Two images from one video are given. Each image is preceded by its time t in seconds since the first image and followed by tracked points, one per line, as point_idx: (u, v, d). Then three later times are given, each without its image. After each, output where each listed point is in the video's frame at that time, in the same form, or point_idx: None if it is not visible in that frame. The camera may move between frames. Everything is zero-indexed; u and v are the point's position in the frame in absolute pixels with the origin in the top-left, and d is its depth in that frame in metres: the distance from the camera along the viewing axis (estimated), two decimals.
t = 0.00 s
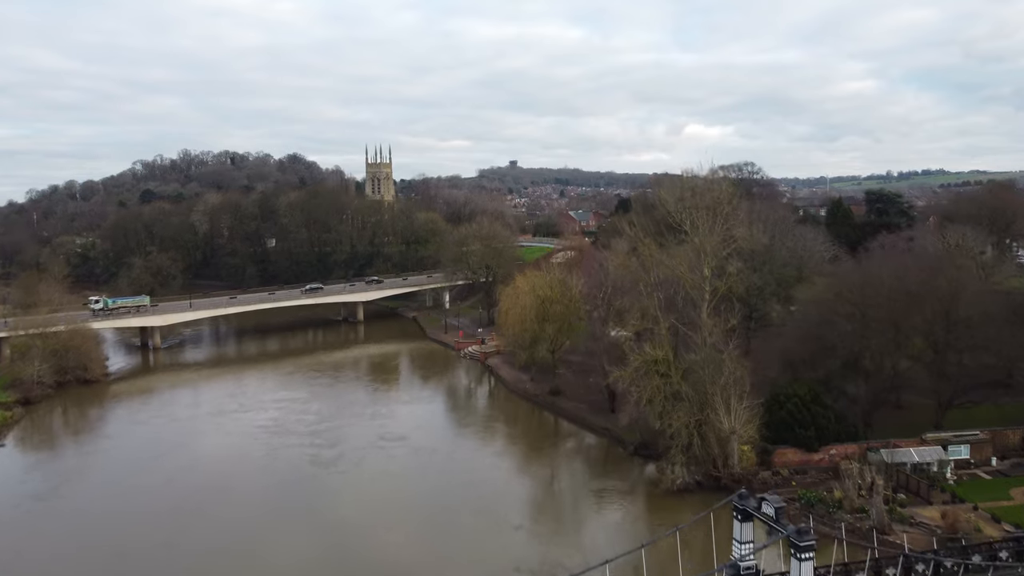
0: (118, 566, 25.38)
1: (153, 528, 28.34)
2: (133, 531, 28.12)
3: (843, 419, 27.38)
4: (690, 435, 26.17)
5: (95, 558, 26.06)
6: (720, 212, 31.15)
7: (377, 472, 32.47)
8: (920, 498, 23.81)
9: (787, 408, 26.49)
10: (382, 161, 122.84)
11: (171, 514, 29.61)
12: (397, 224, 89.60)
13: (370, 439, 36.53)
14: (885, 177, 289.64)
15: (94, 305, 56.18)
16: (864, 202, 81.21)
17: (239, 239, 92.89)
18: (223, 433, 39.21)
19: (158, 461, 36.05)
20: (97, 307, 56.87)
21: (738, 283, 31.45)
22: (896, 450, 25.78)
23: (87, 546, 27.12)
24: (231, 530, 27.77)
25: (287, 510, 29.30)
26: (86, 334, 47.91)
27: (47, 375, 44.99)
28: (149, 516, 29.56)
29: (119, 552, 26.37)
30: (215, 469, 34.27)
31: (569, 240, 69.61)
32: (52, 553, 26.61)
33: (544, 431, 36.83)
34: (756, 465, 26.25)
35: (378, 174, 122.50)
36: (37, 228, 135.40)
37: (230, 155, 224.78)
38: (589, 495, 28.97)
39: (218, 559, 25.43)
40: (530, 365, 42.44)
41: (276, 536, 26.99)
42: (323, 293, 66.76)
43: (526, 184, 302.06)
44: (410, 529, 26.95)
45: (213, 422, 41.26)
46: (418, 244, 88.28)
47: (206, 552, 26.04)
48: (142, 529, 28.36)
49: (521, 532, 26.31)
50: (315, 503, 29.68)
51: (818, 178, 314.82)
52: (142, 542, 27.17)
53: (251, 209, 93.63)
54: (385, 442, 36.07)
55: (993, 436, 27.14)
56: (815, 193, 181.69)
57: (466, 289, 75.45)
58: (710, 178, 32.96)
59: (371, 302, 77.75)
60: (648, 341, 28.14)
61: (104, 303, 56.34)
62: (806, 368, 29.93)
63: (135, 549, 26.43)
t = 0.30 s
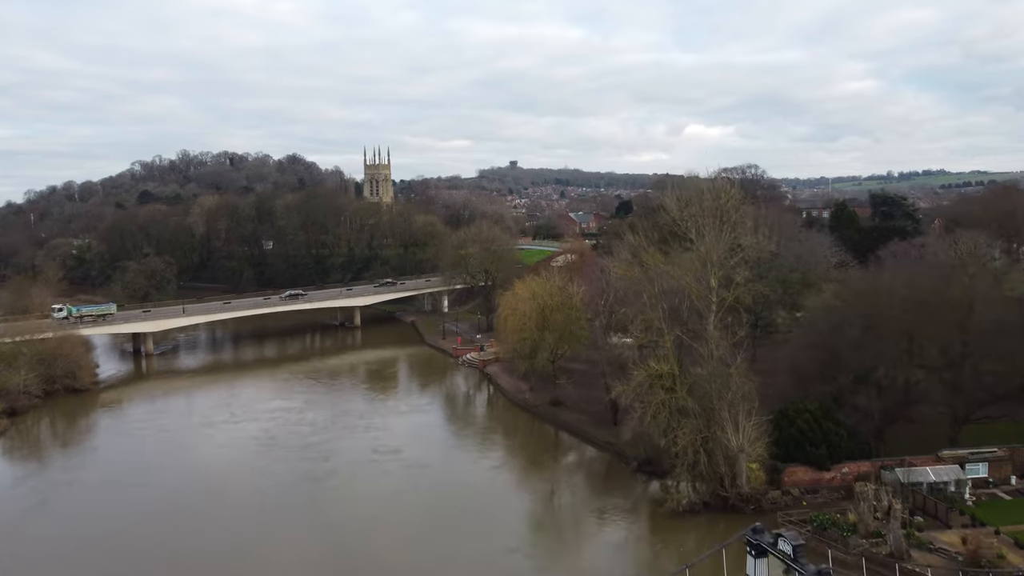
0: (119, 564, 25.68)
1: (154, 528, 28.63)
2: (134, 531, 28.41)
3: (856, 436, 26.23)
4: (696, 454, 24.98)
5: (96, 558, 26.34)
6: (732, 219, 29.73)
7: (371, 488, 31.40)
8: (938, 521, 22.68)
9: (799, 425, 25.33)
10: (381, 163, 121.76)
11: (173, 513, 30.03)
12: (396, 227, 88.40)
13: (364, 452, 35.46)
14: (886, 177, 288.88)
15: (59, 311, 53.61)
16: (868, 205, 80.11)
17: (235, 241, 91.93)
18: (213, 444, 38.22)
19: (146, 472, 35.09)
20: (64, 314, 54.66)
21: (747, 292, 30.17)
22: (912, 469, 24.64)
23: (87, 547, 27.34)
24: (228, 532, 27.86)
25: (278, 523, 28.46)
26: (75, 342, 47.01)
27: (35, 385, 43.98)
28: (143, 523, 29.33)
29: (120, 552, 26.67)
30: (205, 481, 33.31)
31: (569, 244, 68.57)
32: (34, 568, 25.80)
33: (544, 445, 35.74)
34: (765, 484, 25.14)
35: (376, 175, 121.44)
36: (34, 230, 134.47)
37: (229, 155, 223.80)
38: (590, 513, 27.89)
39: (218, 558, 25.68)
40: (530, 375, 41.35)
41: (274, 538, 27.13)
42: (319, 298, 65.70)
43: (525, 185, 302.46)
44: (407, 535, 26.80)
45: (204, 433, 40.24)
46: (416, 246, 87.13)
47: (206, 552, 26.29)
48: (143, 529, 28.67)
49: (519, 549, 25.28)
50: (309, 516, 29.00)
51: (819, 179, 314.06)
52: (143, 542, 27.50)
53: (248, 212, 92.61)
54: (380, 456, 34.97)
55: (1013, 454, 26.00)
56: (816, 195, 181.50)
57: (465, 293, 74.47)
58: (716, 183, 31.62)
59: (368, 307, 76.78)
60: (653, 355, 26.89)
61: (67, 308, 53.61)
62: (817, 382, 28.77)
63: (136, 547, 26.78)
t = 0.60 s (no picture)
0: (117, 566, 25.89)
1: (154, 529, 28.77)
2: (133, 532, 28.54)
3: (870, 450, 25.14)
4: (703, 469, 23.89)
5: (93, 558, 26.62)
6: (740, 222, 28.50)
7: (363, 503, 30.24)
8: (958, 542, 21.55)
9: (811, 439, 24.20)
10: (379, 163, 120.61)
11: (174, 514, 30.25)
12: (395, 229, 86.84)
13: (356, 465, 34.24)
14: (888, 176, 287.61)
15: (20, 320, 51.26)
16: (875, 206, 78.78)
17: (232, 243, 90.95)
18: (202, 455, 37.16)
19: (133, 482, 34.12)
20: (26, 323, 52.43)
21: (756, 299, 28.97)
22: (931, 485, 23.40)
23: (85, 548, 27.55)
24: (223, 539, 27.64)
25: (268, 538, 27.53)
26: (63, 349, 46.01)
27: (23, 392, 43.05)
28: (133, 531, 28.80)
29: (118, 554, 26.85)
30: (191, 493, 32.30)
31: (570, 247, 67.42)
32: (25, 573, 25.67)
33: (544, 456, 34.65)
34: (775, 501, 24.07)
35: (375, 176, 120.29)
36: (31, 231, 133.65)
37: (228, 155, 222.81)
38: (591, 528, 26.82)
39: (217, 560, 25.95)
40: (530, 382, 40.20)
41: (269, 544, 27.05)
42: (316, 301, 64.60)
43: (525, 184, 302.15)
44: (401, 546, 26.26)
45: (194, 442, 39.16)
46: (414, 248, 85.36)
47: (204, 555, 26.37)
48: (143, 531, 28.80)
49: (518, 565, 24.18)
50: (300, 528, 28.22)
51: (821, 178, 312.91)
52: (143, 543, 27.68)
53: (245, 213, 91.54)
54: (373, 468, 33.75)
55: None
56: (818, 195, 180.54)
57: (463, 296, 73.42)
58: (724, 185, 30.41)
59: (366, 310, 75.76)
60: (658, 365, 25.74)
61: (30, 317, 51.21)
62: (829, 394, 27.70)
63: (136, 548, 27.12)
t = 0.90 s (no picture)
0: (116, 566, 25.67)
1: (152, 530, 28.55)
2: (132, 533, 28.34)
3: (886, 464, 24.04)
4: (712, 485, 22.76)
5: (88, 559, 26.39)
6: (751, 224, 27.27)
7: (358, 516, 29.18)
8: (982, 562, 20.46)
9: (827, 454, 23.05)
10: (378, 164, 119.38)
11: (171, 515, 30.03)
12: (394, 231, 84.71)
13: (350, 475, 33.20)
14: (890, 176, 286.60)
15: None
16: (880, 207, 77.77)
17: (229, 244, 89.90)
18: (193, 463, 36.15)
19: (122, 492, 33.18)
20: None
21: (766, 305, 27.79)
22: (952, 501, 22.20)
23: (78, 548, 27.29)
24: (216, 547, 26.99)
25: (259, 550, 26.62)
26: (53, 353, 45.01)
27: (12, 398, 42.02)
28: (123, 538, 28.10)
29: (116, 555, 26.61)
30: (182, 503, 31.33)
31: (571, 248, 66.24)
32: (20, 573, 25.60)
33: (545, 466, 33.54)
34: (788, 517, 22.94)
35: (374, 177, 119.12)
36: (27, 231, 132.65)
37: (227, 155, 222.01)
38: (594, 542, 25.75)
39: (217, 560, 25.84)
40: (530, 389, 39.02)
41: (266, 549, 26.62)
42: (313, 304, 63.45)
43: (526, 184, 301.82)
44: (398, 556, 25.52)
45: (185, 449, 38.13)
46: (414, 249, 82.47)
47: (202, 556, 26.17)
48: (142, 531, 28.60)
49: None
50: (293, 539, 27.37)
51: (821, 179, 312.30)
52: (142, 544, 27.47)
53: (242, 214, 90.38)
54: (369, 479, 32.70)
55: None
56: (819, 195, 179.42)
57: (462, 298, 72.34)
58: (733, 185, 29.18)
59: (364, 313, 74.73)
60: (666, 374, 24.57)
61: None
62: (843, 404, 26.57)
63: (132, 549, 26.83)
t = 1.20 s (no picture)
0: (113, 566, 25.96)
1: (152, 530, 28.83)
2: (132, 533, 28.62)
3: (905, 476, 22.98)
4: (724, 499, 21.72)
5: (87, 558, 26.80)
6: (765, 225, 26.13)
7: (351, 527, 27.95)
8: None
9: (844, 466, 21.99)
10: (378, 163, 118.34)
11: (171, 514, 30.30)
12: (393, 231, 83.58)
13: (346, 484, 32.09)
14: (892, 176, 285.63)
15: None
16: (887, 208, 76.65)
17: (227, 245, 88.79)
18: (184, 471, 35.04)
19: (111, 500, 32.22)
20: None
21: (780, 310, 26.67)
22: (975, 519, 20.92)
23: (76, 549, 27.57)
24: (210, 553, 26.55)
25: (251, 561, 25.67)
26: (42, 357, 43.89)
27: None
28: (112, 550, 27.24)
29: (117, 554, 27.05)
30: (172, 513, 30.40)
31: (573, 249, 65.11)
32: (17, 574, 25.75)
33: (547, 474, 32.53)
34: (804, 532, 21.87)
35: (373, 177, 118.07)
36: (24, 231, 131.77)
37: (227, 155, 221.12)
38: (599, 557, 24.67)
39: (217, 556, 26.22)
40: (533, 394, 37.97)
41: (265, 548, 26.61)
42: (310, 305, 62.37)
43: (526, 184, 300.72)
44: (394, 569, 24.59)
45: (176, 457, 37.00)
46: (414, 250, 81.31)
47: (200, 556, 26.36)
48: (142, 531, 28.90)
49: None
50: (286, 549, 26.45)
51: (822, 180, 311.25)
52: (141, 544, 27.75)
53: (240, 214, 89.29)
54: (365, 488, 31.59)
55: None
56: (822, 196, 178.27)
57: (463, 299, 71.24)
58: (744, 185, 28.06)
59: (363, 314, 73.68)
60: (676, 382, 23.47)
61: None
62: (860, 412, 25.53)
63: (133, 549, 27.23)
